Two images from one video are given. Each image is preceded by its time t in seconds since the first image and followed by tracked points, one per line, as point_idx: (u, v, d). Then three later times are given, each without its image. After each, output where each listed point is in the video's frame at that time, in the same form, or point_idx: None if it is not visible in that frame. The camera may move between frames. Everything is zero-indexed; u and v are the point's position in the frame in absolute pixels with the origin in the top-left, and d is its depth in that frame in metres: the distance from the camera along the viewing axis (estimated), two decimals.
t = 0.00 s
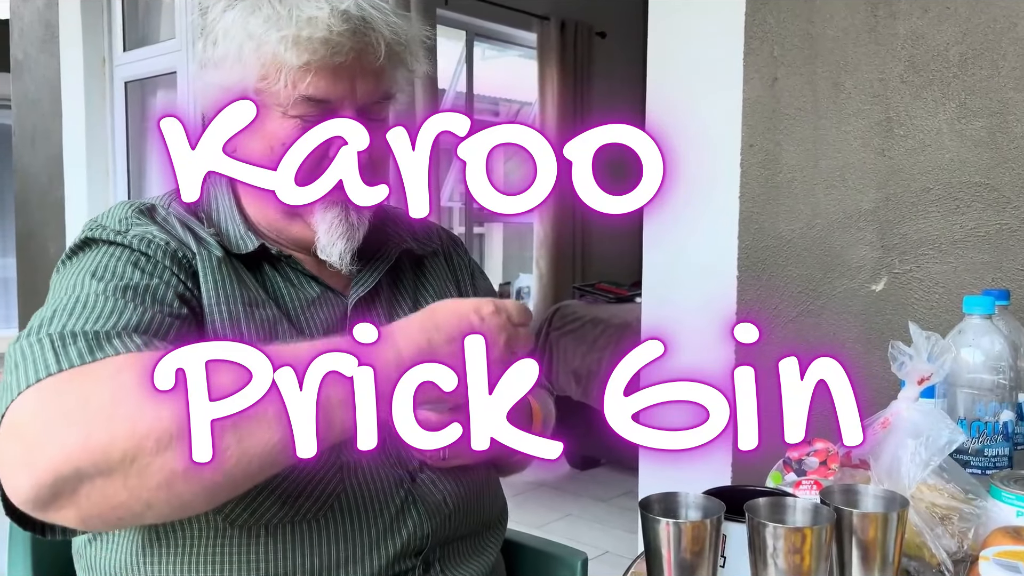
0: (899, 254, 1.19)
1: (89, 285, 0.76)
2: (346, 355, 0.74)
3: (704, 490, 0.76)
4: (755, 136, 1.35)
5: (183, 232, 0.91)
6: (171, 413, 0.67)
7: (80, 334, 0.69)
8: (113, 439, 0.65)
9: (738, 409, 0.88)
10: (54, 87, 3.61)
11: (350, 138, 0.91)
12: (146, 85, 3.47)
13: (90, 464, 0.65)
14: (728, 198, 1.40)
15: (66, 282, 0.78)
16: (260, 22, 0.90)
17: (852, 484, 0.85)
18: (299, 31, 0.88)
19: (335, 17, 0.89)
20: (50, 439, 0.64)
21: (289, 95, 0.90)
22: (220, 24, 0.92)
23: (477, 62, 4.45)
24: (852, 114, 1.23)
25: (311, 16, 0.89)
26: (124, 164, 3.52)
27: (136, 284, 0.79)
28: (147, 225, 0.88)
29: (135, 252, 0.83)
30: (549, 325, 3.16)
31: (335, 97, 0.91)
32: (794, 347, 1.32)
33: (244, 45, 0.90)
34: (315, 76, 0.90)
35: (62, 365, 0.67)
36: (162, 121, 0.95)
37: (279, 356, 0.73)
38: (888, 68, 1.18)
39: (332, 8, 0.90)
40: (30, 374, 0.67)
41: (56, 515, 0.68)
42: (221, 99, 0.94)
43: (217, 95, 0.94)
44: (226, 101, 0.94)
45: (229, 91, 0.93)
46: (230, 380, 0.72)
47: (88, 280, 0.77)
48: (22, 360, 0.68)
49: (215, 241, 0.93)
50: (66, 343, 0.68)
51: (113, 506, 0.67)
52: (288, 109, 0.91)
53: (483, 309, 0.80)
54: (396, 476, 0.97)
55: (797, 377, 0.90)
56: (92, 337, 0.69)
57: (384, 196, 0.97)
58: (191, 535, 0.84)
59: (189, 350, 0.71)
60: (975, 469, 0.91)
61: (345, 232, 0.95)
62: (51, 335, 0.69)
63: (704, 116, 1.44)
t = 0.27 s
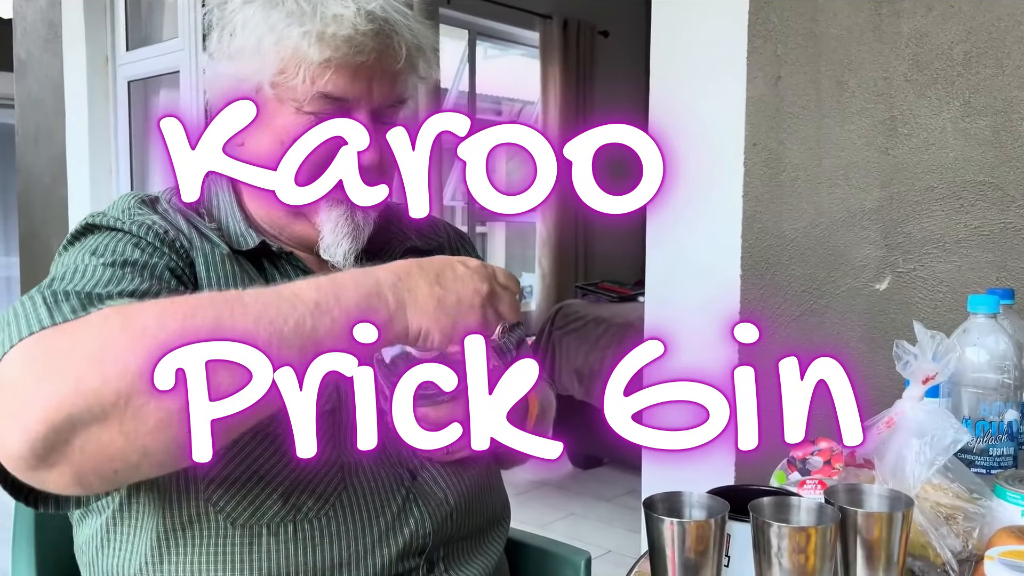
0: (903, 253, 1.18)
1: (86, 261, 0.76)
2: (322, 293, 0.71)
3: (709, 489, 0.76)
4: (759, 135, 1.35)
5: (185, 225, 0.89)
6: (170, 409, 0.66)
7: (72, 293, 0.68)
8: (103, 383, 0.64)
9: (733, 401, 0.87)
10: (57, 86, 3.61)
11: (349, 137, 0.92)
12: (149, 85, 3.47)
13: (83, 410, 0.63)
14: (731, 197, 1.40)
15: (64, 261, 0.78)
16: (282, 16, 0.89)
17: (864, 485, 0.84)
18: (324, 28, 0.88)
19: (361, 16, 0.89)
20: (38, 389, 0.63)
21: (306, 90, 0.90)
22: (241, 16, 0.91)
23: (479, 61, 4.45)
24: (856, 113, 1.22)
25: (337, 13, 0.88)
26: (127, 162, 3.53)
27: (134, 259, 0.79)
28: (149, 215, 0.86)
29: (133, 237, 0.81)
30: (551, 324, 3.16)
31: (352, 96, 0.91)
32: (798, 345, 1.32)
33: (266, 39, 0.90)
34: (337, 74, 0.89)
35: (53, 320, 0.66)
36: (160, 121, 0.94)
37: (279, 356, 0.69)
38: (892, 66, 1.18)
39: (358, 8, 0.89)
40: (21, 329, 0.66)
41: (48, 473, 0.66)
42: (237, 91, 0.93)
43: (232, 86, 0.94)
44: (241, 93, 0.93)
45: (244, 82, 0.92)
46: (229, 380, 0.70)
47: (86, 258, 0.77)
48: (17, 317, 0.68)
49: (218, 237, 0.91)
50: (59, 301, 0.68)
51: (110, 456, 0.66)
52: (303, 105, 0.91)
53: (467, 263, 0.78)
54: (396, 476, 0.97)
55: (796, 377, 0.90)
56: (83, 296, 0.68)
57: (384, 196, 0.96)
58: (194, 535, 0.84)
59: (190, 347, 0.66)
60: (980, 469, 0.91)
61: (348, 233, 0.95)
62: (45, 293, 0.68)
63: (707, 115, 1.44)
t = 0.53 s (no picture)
0: (907, 253, 1.18)
1: (103, 235, 0.77)
2: (334, 271, 0.71)
3: (712, 490, 0.76)
4: (762, 135, 1.35)
5: (197, 218, 0.90)
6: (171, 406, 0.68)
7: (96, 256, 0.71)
8: (131, 337, 0.63)
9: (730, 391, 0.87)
10: (59, 86, 3.62)
11: (349, 137, 0.91)
12: (150, 85, 3.47)
13: (107, 361, 0.63)
14: (734, 197, 1.40)
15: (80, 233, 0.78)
16: (319, 10, 0.90)
17: (865, 484, 0.84)
18: (361, 22, 0.90)
19: (400, 15, 0.91)
20: (62, 338, 0.62)
21: (335, 81, 0.90)
22: (274, 5, 0.92)
23: (481, 61, 4.45)
24: (859, 113, 1.22)
25: (376, 10, 0.91)
26: (129, 162, 3.53)
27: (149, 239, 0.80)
28: (162, 203, 0.86)
29: (147, 220, 0.82)
30: (553, 324, 3.16)
31: (378, 93, 0.91)
32: (800, 345, 1.32)
33: (299, 27, 0.90)
34: (368, 68, 0.90)
35: (82, 277, 0.67)
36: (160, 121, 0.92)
37: (278, 357, 0.69)
38: (896, 66, 1.18)
39: (395, 7, 0.92)
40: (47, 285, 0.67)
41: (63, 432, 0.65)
42: (260, 77, 0.93)
43: (256, 72, 0.93)
44: (264, 80, 0.93)
45: (269, 69, 0.92)
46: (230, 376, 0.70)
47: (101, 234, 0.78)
48: (35, 276, 0.68)
49: (220, 234, 0.90)
50: (84, 262, 0.70)
51: (129, 411, 0.66)
52: (329, 96, 0.91)
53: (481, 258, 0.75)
54: (399, 476, 0.97)
55: (796, 377, 0.89)
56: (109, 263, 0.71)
57: (384, 196, 0.94)
58: (197, 536, 0.84)
59: (191, 346, 0.66)
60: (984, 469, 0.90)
61: (360, 228, 0.95)
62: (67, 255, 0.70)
63: (710, 114, 1.44)
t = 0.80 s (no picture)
0: (908, 253, 1.18)
1: (103, 265, 0.75)
2: (332, 305, 0.72)
3: (712, 490, 0.76)
4: (762, 135, 1.35)
5: (197, 225, 0.88)
6: (171, 429, 0.65)
7: (97, 300, 0.68)
8: (130, 410, 0.64)
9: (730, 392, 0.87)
10: (60, 86, 3.62)
11: (349, 137, 0.91)
12: (151, 85, 3.47)
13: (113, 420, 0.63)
14: (734, 197, 1.40)
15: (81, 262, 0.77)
16: (353, 15, 0.91)
17: (864, 484, 0.84)
18: (399, 30, 0.90)
19: (435, 28, 0.93)
20: (68, 410, 0.62)
21: (366, 86, 0.90)
22: (310, 6, 0.92)
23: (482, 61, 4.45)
24: (859, 113, 1.22)
25: (412, 20, 0.92)
26: (131, 162, 3.54)
27: (147, 264, 0.77)
28: (162, 215, 0.85)
29: (146, 238, 0.80)
30: (554, 324, 3.16)
31: (404, 102, 0.93)
32: (801, 345, 1.32)
33: (334, 28, 0.90)
34: (399, 75, 0.91)
35: (83, 328, 0.65)
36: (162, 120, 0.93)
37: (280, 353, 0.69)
38: (896, 66, 1.18)
39: (431, 20, 0.93)
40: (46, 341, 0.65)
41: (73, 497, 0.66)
42: (289, 74, 0.92)
43: (285, 69, 0.91)
44: (292, 78, 0.92)
45: (300, 66, 0.91)
46: (231, 379, 0.69)
47: (101, 260, 0.76)
48: (38, 326, 0.67)
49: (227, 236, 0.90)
50: (83, 308, 0.67)
51: (131, 477, 0.66)
52: (358, 99, 0.91)
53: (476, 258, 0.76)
54: (400, 479, 0.97)
55: (797, 377, 0.90)
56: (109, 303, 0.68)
57: (384, 196, 0.95)
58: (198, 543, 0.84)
59: (190, 346, 0.65)
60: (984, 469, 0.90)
61: (371, 234, 0.95)
62: (67, 300, 0.68)
63: (710, 115, 1.44)
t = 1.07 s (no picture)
0: (907, 253, 1.18)
1: (95, 289, 0.74)
2: (309, 322, 0.70)
3: (711, 490, 0.76)
4: (762, 135, 1.35)
5: (196, 233, 0.88)
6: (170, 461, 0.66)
7: (88, 334, 0.69)
8: (120, 455, 0.64)
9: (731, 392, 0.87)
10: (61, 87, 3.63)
11: (349, 137, 0.90)
12: (152, 86, 3.48)
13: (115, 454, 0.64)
14: (734, 197, 1.40)
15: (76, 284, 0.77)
16: (354, 15, 0.92)
17: (862, 483, 0.84)
18: (400, 29, 0.91)
19: (435, 27, 0.94)
20: (60, 456, 0.64)
21: (367, 85, 0.90)
22: (313, 6, 0.93)
23: (483, 61, 4.45)
24: (859, 113, 1.22)
25: (413, 19, 0.93)
26: (131, 163, 3.54)
27: (142, 285, 0.77)
28: (159, 226, 0.85)
29: (143, 255, 0.80)
30: (555, 325, 3.16)
31: (407, 101, 0.93)
32: (801, 345, 1.32)
33: (335, 28, 0.90)
34: (400, 74, 0.91)
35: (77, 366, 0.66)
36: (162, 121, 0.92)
37: (282, 354, 0.69)
38: (896, 66, 1.18)
39: (432, 19, 0.95)
40: (44, 383, 0.66)
41: (86, 537, 0.68)
42: (292, 74, 0.92)
43: (288, 69, 0.92)
44: (294, 78, 0.92)
45: (302, 65, 0.91)
46: (232, 381, 0.70)
47: (95, 285, 0.75)
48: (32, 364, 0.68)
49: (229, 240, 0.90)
50: (76, 342, 0.68)
51: (136, 513, 0.67)
52: (358, 97, 0.91)
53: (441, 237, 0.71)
54: (401, 481, 0.97)
55: (797, 377, 0.90)
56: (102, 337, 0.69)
57: (384, 196, 0.93)
58: (204, 552, 0.84)
59: (188, 349, 0.68)
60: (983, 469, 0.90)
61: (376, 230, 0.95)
62: (59, 337, 0.68)
63: (710, 115, 1.44)
